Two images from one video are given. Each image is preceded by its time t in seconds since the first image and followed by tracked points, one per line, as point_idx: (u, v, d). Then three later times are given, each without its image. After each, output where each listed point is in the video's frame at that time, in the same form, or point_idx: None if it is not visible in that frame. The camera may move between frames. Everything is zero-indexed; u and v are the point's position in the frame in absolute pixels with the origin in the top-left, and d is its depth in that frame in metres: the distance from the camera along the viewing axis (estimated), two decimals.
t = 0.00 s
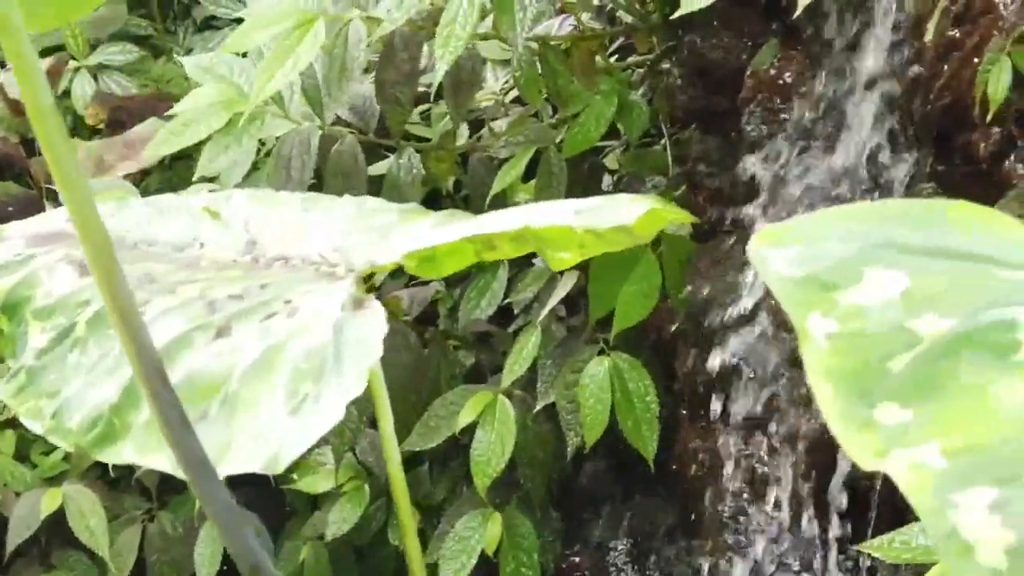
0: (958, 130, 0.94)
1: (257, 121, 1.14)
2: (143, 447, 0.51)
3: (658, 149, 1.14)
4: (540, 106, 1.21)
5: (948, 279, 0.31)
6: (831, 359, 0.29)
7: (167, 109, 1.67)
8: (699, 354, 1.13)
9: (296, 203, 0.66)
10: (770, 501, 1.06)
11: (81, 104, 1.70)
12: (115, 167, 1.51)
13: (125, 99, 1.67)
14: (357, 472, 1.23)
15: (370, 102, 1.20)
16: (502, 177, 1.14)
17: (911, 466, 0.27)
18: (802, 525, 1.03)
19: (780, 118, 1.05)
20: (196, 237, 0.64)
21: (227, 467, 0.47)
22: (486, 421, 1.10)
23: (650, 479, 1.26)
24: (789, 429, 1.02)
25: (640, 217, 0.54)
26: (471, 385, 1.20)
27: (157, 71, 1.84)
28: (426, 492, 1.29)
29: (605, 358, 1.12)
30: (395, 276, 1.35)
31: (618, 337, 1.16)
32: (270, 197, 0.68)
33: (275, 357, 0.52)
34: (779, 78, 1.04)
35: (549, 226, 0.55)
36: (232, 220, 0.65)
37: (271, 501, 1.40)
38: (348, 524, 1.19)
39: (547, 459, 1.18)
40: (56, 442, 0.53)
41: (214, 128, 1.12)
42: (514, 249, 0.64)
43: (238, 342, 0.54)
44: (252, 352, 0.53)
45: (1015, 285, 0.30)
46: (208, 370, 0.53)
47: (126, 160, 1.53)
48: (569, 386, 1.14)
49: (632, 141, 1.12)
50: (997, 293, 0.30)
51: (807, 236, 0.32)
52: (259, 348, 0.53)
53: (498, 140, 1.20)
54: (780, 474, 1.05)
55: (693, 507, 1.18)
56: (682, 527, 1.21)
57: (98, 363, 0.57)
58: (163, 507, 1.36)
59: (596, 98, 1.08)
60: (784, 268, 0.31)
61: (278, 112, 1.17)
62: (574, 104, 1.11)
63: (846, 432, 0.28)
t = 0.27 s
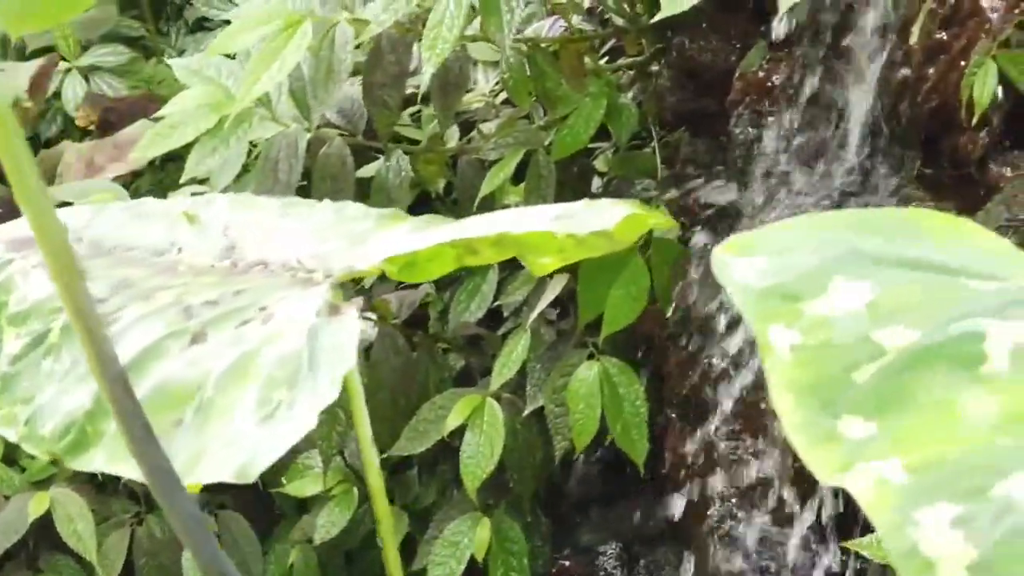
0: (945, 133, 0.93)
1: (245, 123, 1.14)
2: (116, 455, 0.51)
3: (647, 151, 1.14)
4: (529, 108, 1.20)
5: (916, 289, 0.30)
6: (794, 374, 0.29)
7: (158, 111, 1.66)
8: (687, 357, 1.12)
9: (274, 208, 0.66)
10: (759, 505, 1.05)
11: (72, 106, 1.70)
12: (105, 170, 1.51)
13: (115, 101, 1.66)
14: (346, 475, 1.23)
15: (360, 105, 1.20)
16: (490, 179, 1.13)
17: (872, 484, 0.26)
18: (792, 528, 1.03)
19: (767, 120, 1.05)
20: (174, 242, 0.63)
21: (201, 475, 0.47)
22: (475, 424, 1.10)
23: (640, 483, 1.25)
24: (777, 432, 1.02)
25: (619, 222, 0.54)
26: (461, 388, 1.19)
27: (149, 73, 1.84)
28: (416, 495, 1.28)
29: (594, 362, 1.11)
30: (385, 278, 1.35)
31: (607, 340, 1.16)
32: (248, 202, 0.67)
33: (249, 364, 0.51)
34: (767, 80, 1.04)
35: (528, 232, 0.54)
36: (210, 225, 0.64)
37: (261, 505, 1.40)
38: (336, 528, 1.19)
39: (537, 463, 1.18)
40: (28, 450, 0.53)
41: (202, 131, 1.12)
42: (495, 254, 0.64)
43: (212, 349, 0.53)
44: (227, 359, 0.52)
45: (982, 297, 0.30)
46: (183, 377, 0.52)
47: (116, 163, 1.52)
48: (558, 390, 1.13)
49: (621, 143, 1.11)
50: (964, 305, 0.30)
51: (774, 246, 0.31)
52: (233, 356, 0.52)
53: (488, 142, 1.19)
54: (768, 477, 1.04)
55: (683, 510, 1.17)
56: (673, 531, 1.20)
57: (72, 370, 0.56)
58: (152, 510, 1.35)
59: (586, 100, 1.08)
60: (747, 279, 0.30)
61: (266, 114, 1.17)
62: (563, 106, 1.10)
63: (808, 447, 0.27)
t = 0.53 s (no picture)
0: (932, 137, 0.93)
1: (233, 125, 1.13)
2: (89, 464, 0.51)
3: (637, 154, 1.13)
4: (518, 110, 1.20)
5: (879, 303, 0.30)
6: (752, 389, 0.28)
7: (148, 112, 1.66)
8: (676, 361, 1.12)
9: (253, 214, 0.66)
10: (746, 508, 1.05)
11: (62, 108, 1.69)
12: (94, 172, 1.50)
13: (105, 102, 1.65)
14: (335, 479, 1.22)
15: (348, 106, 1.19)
16: (478, 182, 1.12)
17: (829, 501, 0.26)
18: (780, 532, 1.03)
19: (755, 123, 1.04)
20: (151, 248, 0.63)
21: (173, 486, 0.46)
22: (463, 428, 1.09)
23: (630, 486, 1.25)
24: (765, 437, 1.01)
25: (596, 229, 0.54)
26: (449, 392, 1.19)
27: (140, 74, 1.83)
28: (405, 498, 1.28)
29: (583, 365, 1.11)
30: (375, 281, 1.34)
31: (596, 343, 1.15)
32: (227, 207, 0.67)
33: (222, 373, 0.51)
34: (756, 83, 1.03)
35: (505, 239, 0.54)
36: (188, 231, 0.64)
37: (250, 508, 1.39)
38: (325, 532, 1.18)
39: (526, 466, 1.17)
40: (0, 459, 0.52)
41: (189, 133, 1.11)
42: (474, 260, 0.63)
43: (184, 357, 0.52)
44: (199, 367, 0.51)
45: (945, 309, 0.30)
46: (155, 385, 0.52)
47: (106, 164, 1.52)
48: (547, 393, 1.13)
49: (609, 146, 1.10)
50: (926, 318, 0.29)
51: (735, 258, 0.31)
52: (206, 364, 0.51)
53: (477, 144, 1.17)
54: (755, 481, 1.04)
55: (672, 514, 1.17)
56: (662, 534, 1.20)
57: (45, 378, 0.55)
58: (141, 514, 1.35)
59: (575, 103, 1.07)
60: (707, 290, 0.31)
61: (254, 116, 1.16)
62: (552, 108, 1.09)
63: (766, 463, 0.27)
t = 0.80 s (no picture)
0: (921, 141, 0.92)
1: (220, 127, 1.12)
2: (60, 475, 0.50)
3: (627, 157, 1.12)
4: (508, 112, 1.19)
5: (843, 317, 0.30)
6: (712, 406, 0.28)
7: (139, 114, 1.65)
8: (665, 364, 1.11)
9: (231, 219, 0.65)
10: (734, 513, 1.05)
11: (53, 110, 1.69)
12: (85, 174, 1.50)
13: (97, 104, 1.65)
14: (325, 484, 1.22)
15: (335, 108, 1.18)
16: (467, 186, 1.11)
17: (789, 521, 0.26)
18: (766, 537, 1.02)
19: (744, 126, 1.04)
20: (128, 255, 0.63)
21: (144, 497, 0.46)
22: (451, 432, 1.08)
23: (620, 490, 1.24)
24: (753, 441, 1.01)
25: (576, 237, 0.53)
26: (438, 395, 1.18)
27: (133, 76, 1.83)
28: (395, 502, 1.27)
29: (572, 368, 1.10)
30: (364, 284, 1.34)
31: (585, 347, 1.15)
32: (205, 213, 0.67)
33: (195, 381, 0.50)
34: (744, 86, 1.03)
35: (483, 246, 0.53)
36: (165, 237, 0.63)
37: (241, 511, 1.39)
38: (314, 536, 1.18)
39: (515, 470, 1.17)
40: None
41: (176, 136, 1.10)
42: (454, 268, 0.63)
43: (158, 366, 0.52)
44: (173, 375, 0.51)
45: (914, 324, 0.29)
46: (130, 395, 0.51)
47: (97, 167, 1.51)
48: (536, 397, 1.12)
49: (599, 149, 1.09)
50: (894, 333, 0.29)
51: (696, 271, 0.31)
52: (179, 372, 0.51)
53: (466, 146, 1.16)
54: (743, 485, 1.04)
55: (661, 517, 1.17)
56: (652, 538, 1.19)
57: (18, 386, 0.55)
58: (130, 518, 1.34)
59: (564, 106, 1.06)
60: (668, 305, 0.30)
61: (242, 119, 1.15)
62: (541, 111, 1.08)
63: (726, 482, 0.27)
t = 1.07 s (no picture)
0: (910, 146, 0.95)
1: (210, 131, 1.12)
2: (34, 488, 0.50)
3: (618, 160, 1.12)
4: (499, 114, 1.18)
5: (811, 338, 0.30)
6: (679, 426, 0.28)
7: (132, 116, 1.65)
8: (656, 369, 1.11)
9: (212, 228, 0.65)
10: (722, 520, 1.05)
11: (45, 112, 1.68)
12: (78, 177, 1.49)
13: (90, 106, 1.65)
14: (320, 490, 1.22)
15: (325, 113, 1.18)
16: (458, 191, 1.10)
17: (753, 545, 0.25)
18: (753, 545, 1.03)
19: (733, 131, 1.06)
20: (109, 263, 0.62)
21: (118, 510, 0.45)
22: (441, 438, 1.08)
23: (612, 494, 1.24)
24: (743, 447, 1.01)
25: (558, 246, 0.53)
26: (430, 399, 1.17)
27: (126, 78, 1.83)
28: (387, 506, 1.27)
29: (563, 373, 1.10)
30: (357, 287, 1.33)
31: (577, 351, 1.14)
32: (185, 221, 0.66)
33: (172, 392, 0.50)
34: (734, 91, 1.05)
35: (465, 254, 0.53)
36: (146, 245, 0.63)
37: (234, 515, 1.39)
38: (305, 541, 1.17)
39: (506, 475, 1.16)
40: None
41: (166, 140, 1.10)
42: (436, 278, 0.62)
43: (136, 377, 0.52)
44: (150, 387, 0.51)
45: (881, 344, 0.30)
46: (107, 406, 0.51)
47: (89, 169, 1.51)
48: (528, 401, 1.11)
49: (590, 153, 1.09)
50: (860, 353, 0.29)
51: (665, 287, 0.31)
52: (157, 383, 0.50)
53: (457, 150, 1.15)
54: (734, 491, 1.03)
55: (653, 523, 1.16)
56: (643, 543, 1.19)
57: None
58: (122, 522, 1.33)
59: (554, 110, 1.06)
60: (636, 323, 0.30)
61: (232, 122, 1.15)
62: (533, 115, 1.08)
63: (691, 505, 0.26)
